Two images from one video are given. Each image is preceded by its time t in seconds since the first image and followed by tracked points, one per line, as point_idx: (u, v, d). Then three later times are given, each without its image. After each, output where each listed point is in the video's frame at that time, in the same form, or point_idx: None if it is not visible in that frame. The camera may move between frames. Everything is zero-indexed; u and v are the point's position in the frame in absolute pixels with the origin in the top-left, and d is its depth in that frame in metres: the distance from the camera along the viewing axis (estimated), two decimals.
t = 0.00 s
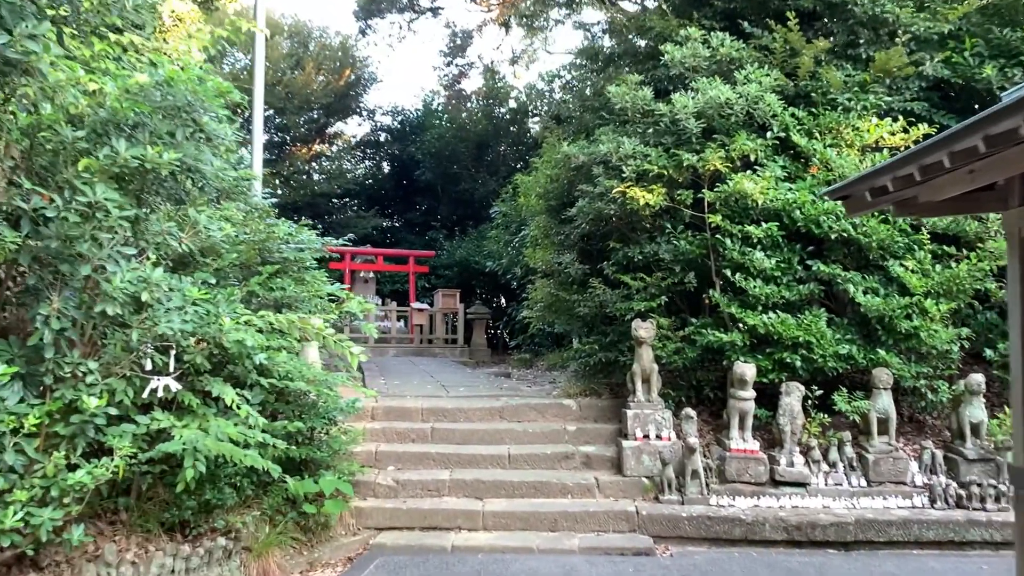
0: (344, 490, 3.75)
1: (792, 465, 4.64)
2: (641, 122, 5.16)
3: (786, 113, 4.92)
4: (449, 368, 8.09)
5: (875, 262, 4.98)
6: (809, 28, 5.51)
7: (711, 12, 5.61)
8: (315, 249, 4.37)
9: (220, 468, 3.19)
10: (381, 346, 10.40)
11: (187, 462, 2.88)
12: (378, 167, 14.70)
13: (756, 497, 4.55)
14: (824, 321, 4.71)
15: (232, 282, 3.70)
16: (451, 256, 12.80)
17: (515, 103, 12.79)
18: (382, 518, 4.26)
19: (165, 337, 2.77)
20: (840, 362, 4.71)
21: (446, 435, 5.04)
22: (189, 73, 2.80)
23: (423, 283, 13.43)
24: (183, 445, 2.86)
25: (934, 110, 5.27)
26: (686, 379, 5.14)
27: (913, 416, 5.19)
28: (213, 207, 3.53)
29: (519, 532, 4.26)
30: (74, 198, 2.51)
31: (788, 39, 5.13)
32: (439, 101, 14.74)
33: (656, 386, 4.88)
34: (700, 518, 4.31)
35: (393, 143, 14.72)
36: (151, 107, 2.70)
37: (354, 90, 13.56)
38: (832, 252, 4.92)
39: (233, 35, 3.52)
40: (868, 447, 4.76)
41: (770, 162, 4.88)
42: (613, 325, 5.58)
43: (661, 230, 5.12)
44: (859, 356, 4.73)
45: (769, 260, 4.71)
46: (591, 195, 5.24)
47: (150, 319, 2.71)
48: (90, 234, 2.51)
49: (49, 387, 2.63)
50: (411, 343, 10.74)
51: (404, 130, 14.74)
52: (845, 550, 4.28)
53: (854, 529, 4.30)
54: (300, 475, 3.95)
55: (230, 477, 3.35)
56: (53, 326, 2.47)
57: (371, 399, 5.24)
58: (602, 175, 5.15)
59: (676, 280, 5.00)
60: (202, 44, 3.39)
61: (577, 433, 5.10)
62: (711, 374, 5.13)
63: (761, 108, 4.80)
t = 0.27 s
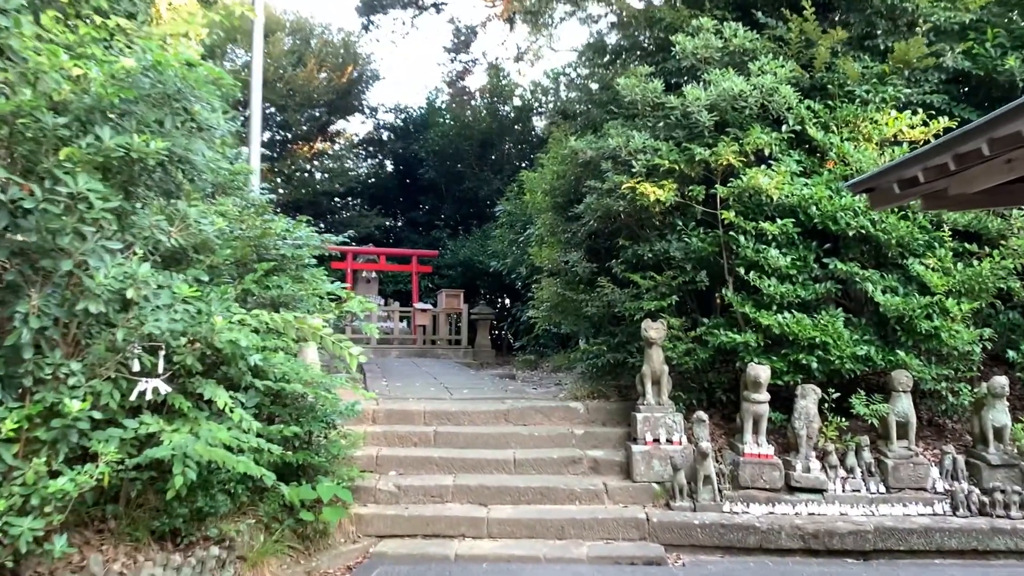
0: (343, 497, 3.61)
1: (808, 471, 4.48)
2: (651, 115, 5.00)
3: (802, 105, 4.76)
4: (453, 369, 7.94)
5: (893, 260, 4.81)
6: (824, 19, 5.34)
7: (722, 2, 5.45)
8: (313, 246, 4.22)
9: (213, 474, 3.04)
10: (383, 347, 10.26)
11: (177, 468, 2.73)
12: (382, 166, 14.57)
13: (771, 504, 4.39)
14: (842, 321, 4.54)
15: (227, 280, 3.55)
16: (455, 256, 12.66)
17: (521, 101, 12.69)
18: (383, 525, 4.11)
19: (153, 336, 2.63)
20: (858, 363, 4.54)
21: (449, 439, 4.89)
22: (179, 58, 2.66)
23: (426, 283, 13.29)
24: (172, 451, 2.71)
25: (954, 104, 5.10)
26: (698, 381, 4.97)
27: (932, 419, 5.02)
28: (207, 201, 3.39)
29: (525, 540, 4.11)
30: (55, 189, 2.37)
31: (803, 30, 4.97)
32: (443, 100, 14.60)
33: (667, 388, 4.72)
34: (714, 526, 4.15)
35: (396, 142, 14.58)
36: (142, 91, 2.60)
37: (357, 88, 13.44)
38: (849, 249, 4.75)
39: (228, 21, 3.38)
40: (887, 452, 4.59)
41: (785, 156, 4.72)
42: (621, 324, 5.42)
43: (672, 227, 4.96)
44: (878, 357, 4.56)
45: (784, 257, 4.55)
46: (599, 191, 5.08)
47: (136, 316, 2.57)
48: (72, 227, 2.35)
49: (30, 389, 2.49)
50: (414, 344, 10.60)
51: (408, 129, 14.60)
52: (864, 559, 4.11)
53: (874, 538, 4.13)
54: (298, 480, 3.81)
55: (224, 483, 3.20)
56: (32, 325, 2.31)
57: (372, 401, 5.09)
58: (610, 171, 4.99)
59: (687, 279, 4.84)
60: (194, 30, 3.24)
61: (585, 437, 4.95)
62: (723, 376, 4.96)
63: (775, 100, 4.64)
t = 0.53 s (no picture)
0: (341, 504, 3.48)
1: (822, 477, 4.33)
2: (660, 110, 4.86)
3: (815, 100, 4.62)
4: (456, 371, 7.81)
5: (910, 259, 4.66)
6: (838, 12, 5.19)
7: None
8: (311, 244, 4.10)
9: (205, 482, 2.91)
10: (386, 347, 10.14)
11: (166, 476, 2.61)
12: (385, 165, 14.46)
13: (785, 511, 4.24)
14: (857, 322, 4.40)
15: (222, 280, 3.43)
16: (458, 256, 12.54)
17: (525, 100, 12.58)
18: (383, 532, 3.98)
19: (139, 339, 2.50)
20: (874, 366, 4.39)
21: (452, 443, 4.76)
22: (166, 46, 2.53)
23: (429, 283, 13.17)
24: (160, 458, 2.59)
25: (972, 98, 4.94)
26: (708, 384, 4.83)
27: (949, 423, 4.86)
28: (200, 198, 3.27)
29: (530, 548, 3.97)
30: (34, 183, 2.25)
31: (816, 22, 4.82)
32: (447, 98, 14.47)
33: (676, 391, 4.58)
34: (725, 534, 4.01)
35: (399, 141, 14.47)
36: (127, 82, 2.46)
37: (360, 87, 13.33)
38: (864, 248, 4.60)
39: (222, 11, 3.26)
40: (904, 458, 4.44)
41: (798, 152, 4.57)
42: (629, 325, 5.28)
43: (681, 226, 4.82)
44: (894, 359, 4.41)
45: (798, 256, 4.40)
46: (606, 188, 4.95)
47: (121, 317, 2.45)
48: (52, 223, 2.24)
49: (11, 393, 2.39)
50: (417, 345, 10.48)
51: (411, 128, 14.49)
52: (881, 569, 3.96)
53: (891, 546, 3.98)
54: (296, 486, 3.68)
55: (217, 491, 3.08)
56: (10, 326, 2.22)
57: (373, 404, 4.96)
58: (617, 167, 4.86)
59: (697, 279, 4.69)
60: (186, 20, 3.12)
61: (591, 441, 4.81)
62: (734, 378, 4.82)
63: (789, 94, 4.49)
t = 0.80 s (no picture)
0: (339, 506, 3.36)
1: (838, 478, 4.18)
2: (669, 100, 4.71)
3: (830, 89, 4.46)
4: (460, 369, 7.68)
5: (927, 253, 4.50)
6: None
7: None
8: (309, 238, 3.96)
9: (196, 483, 2.79)
10: (390, 345, 10.02)
11: (152, 477, 2.49)
12: (389, 162, 14.34)
13: (798, 513, 4.09)
14: (874, 318, 4.24)
15: (215, 273, 3.31)
16: (462, 253, 12.41)
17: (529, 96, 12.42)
18: (384, 534, 3.85)
19: (123, 333, 2.39)
20: (891, 364, 4.23)
21: (454, 443, 4.63)
22: (152, 24, 2.41)
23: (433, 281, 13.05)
24: (146, 458, 2.47)
25: (992, 87, 4.78)
26: (718, 382, 4.68)
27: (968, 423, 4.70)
28: (192, 188, 3.15)
29: (535, 552, 3.84)
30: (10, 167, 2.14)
31: (831, 8, 4.66)
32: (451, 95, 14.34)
33: (686, 389, 4.44)
34: (737, 537, 3.86)
35: (403, 137, 14.34)
36: (112, 62, 2.35)
37: (363, 82, 13.22)
38: (881, 242, 4.44)
39: None
40: (922, 458, 4.28)
41: (812, 143, 4.41)
42: (637, 322, 5.13)
43: (691, 219, 4.67)
44: (913, 357, 4.25)
45: (813, 250, 4.25)
46: (614, 181, 4.80)
47: (104, 310, 2.33)
48: (28, 210, 2.13)
49: None
50: (421, 342, 10.36)
51: (415, 124, 14.36)
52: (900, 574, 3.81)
53: (909, 551, 3.83)
54: (292, 487, 3.56)
55: (209, 492, 2.96)
56: None
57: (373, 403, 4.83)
58: (626, 159, 4.71)
59: (708, 273, 4.54)
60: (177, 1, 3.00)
61: (598, 441, 4.67)
62: (745, 377, 4.67)
63: (803, 82, 4.33)
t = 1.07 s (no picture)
0: (337, 513, 3.22)
1: (856, 484, 4.01)
2: (680, 92, 4.55)
3: (849, 80, 4.27)
4: (465, 369, 7.54)
5: (949, 251, 4.32)
6: None
7: None
8: (308, 234, 3.83)
9: (185, 489, 2.67)
10: (394, 345, 9.89)
11: (137, 485, 2.37)
12: (394, 160, 14.21)
13: (815, 521, 3.93)
14: (894, 318, 4.07)
15: (209, 270, 3.18)
16: (468, 252, 12.27)
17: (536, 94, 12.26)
18: (384, 541, 3.72)
19: (105, 332, 2.27)
20: (912, 366, 4.06)
21: (458, 446, 4.48)
22: (135, 4, 2.28)
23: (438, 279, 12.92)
24: (130, 465, 2.35)
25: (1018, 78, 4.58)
26: (731, 384, 4.53)
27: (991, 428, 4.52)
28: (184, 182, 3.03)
29: (540, 560, 3.69)
30: None
31: None
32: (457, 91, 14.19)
33: (698, 392, 4.28)
34: (752, 546, 3.71)
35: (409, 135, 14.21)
36: (92, 45, 2.22)
37: (368, 79, 13.10)
38: (901, 239, 4.26)
39: None
40: (944, 464, 4.10)
41: (830, 136, 4.23)
42: (647, 322, 4.97)
43: (703, 215, 4.51)
44: (935, 359, 4.08)
45: (831, 248, 4.08)
46: (623, 176, 4.65)
47: (83, 308, 2.22)
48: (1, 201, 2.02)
49: None
50: (426, 342, 10.23)
51: (421, 122, 14.23)
52: None
53: (932, 561, 3.66)
54: (289, 492, 3.44)
55: (200, 498, 2.83)
56: None
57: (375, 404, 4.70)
58: (636, 154, 4.56)
59: (721, 272, 4.38)
60: None
61: (607, 444, 4.53)
62: (759, 379, 4.51)
63: (821, 72, 4.16)
